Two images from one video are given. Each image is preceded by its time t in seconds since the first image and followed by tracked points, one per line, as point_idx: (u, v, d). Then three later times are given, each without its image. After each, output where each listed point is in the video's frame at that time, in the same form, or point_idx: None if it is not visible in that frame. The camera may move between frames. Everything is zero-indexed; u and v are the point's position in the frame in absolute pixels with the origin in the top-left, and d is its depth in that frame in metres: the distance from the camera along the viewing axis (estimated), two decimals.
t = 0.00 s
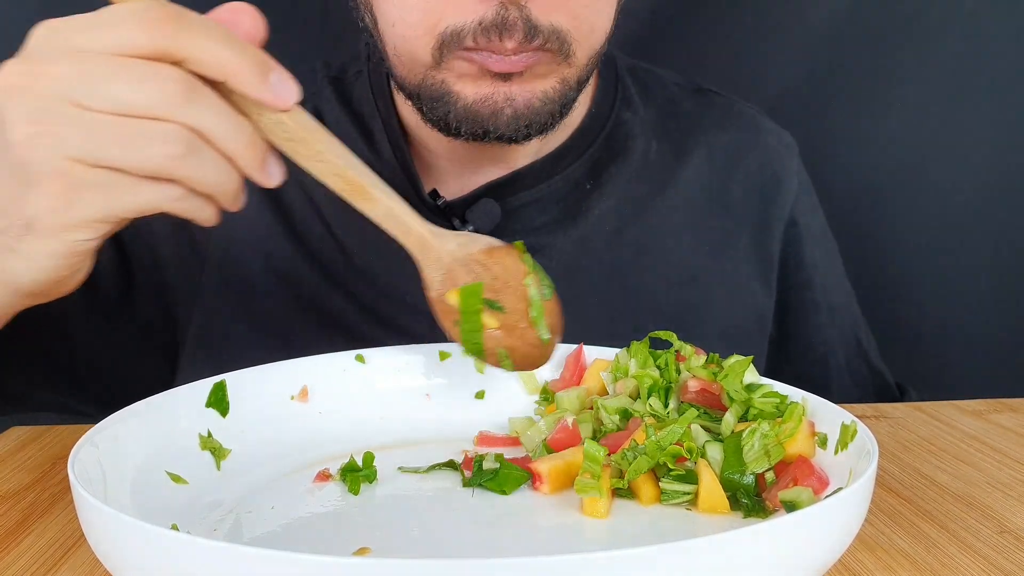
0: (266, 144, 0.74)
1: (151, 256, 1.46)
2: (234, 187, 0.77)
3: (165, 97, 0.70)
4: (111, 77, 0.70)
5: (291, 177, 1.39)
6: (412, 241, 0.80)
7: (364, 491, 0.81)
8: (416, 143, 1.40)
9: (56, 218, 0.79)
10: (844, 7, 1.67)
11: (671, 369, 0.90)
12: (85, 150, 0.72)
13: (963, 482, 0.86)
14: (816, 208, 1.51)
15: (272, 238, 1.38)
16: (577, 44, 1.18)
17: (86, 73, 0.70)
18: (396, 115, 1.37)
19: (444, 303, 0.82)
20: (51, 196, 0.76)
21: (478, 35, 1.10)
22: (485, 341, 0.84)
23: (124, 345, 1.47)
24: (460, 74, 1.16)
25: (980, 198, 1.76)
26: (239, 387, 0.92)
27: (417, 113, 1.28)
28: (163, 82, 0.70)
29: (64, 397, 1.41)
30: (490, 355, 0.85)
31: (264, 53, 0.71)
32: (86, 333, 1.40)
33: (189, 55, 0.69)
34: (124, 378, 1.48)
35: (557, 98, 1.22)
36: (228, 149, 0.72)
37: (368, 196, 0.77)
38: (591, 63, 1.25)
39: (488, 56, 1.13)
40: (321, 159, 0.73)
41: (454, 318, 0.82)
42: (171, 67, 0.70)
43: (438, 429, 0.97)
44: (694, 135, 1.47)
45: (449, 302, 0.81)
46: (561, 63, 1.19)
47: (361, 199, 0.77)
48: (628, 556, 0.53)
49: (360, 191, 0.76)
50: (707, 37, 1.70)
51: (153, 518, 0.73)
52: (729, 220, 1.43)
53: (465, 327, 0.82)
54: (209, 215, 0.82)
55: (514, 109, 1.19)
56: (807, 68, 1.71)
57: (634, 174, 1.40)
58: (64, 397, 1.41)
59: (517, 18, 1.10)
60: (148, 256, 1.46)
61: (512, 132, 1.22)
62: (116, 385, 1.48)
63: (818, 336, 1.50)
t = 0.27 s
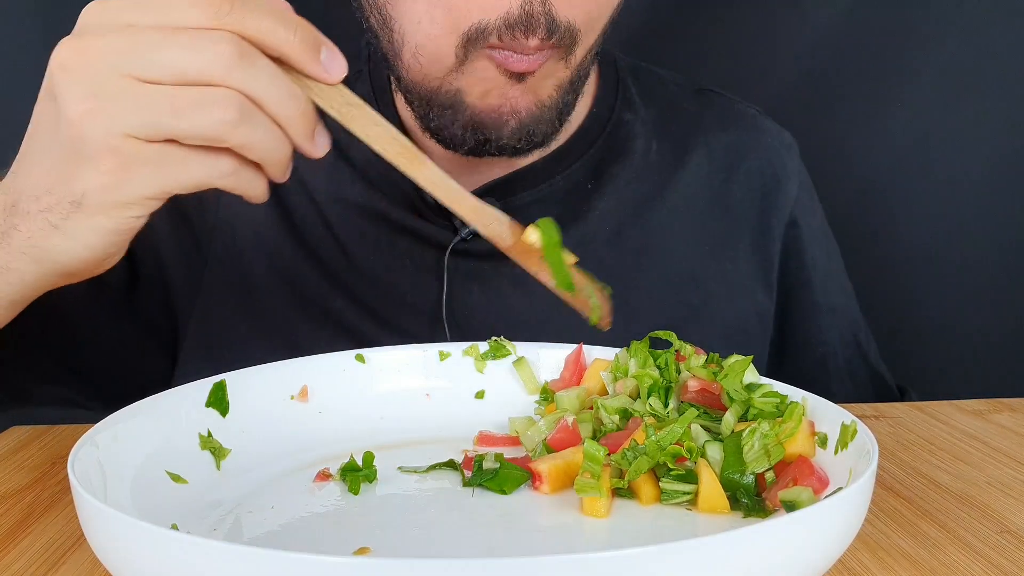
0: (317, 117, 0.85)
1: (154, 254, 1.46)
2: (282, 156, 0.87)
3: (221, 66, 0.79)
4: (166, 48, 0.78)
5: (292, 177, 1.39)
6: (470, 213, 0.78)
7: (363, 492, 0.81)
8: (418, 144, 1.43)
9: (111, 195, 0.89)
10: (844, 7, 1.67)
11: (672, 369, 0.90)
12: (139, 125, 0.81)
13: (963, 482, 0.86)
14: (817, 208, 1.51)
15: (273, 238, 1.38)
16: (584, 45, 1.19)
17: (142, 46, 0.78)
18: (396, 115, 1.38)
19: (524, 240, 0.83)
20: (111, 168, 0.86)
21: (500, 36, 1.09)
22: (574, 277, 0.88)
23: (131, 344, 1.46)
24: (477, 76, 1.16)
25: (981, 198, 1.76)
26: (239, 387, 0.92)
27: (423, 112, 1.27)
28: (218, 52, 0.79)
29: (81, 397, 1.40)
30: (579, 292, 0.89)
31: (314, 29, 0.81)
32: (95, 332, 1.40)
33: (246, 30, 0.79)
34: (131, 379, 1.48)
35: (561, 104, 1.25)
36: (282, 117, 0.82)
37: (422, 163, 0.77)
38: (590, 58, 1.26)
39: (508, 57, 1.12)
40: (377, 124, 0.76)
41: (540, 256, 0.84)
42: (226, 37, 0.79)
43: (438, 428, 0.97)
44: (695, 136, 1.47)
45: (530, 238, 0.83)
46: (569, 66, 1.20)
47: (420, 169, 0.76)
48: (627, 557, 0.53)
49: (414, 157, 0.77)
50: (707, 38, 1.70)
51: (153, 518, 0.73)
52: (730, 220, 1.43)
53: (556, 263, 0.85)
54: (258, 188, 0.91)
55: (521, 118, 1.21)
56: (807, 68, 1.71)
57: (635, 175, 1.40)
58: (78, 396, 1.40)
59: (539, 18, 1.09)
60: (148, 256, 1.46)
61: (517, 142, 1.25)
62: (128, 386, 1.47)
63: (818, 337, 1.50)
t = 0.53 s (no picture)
0: (378, 157, 0.84)
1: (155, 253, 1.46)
2: (336, 197, 0.86)
3: (283, 110, 0.78)
4: (230, 90, 0.78)
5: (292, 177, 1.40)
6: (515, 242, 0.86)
7: (363, 491, 0.81)
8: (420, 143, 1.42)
9: (159, 233, 0.88)
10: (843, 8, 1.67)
11: (671, 370, 0.91)
12: (195, 166, 0.80)
13: (963, 483, 0.86)
14: (817, 208, 1.51)
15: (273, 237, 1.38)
16: (593, 28, 1.19)
17: (205, 87, 0.77)
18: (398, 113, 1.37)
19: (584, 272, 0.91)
20: (159, 207, 0.85)
21: (500, 16, 1.10)
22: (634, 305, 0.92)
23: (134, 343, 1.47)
24: (481, 60, 1.16)
25: (981, 198, 1.76)
26: (239, 387, 0.92)
27: (433, 102, 1.27)
28: (281, 94, 0.78)
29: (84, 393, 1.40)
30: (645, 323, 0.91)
31: (373, 69, 0.81)
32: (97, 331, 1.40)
33: (311, 74, 0.78)
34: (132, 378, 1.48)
35: (574, 85, 1.23)
36: (341, 156, 0.81)
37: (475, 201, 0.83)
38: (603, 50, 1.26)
39: (510, 38, 1.13)
40: (436, 168, 0.81)
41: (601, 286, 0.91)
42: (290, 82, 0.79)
43: (438, 429, 0.97)
44: (695, 136, 1.47)
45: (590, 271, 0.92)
46: (578, 47, 1.19)
47: (473, 204, 0.83)
48: (625, 556, 0.53)
49: (469, 195, 0.83)
50: (706, 39, 1.70)
51: (152, 518, 0.73)
52: (730, 221, 1.43)
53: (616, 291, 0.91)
54: (305, 225, 0.90)
55: (533, 96, 1.19)
56: (807, 68, 1.71)
57: (635, 175, 1.40)
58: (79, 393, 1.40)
59: None
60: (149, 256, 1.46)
61: (532, 120, 1.23)
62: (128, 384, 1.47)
63: (818, 337, 1.50)
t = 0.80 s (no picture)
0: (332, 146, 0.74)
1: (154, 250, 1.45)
2: (289, 186, 0.76)
3: (231, 92, 0.69)
4: (175, 70, 0.69)
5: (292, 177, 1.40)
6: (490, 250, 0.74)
7: (363, 492, 0.81)
8: (421, 143, 1.43)
9: (107, 221, 0.81)
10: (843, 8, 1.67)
11: (667, 370, 0.91)
12: (141, 151, 0.72)
13: (963, 483, 0.86)
14: (817, 209, 1.51)
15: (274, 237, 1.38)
16: (590, 41, 1.19)
17: (150, 67, 0.69)
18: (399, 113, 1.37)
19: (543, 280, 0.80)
20: (107, 195, 0.78)
21: (502, 29, 1.11)
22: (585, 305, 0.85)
23: (131, 340, 1.46)
24: (484, 71, 1.17)
25: (981, 198, 1.76)
26: (239, 387, 0.92)
27: (435, 113, 1.28)
28: (231, 79, 0.69)
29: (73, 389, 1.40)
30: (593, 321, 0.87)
31: (337, 59, 0.72)
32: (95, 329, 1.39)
33: (260, 55, 0.69)
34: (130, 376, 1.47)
35: (573, 100, 1.24)
36: (291, 144, 0.71)
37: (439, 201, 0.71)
38: (599, 61, 1.26)
39: (512, 52, 1.13)
40: (399, 165, 0.69)
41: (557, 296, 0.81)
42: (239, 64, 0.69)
43: (438, 428, 0.97)
44: (696, 136, 1.47)
45: (546, 278, 0.80)
46: (577, 62, 1.20)
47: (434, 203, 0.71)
48: (626, 556, 0.53)
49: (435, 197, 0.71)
50: (706, 39, 1.70)
51: (153, 518, 0.73)
52: (731, 221, 1.43)
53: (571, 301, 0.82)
54: (263, 216, 0.81)
55: (534, 114, 1.21)
56: (807, 68, 1.71)
57: (635, 175, 1.40)
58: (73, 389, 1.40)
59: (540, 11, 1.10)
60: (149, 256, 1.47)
61: (532, 137, 1.24)
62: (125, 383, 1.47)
63: (818, 337, 1.50)
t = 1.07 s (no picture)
0: (428, 137, 0.81)
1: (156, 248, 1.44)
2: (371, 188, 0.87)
3: (318, 96, 0.77)
4: (262, 76, 0.77)
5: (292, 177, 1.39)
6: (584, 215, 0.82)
7: (363, 492, 0.81)
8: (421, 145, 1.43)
9: (196, 229, 0.90)
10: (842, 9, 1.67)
11: (666, 371, 0.91)
12: (226, 157, 0.81)
13: (963, 482, 0.86)
14: (817, 209, 1.50)
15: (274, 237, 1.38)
16: (590, 20, 1.22)
17: (235, 72, 0.77)
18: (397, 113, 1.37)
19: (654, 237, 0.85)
20: (195, 200, 0.87)
21: (497, 9, 1.13)
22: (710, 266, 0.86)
23: (133, 339, 1.45)
24: (480, 52, 1.19)
25: (981, 198, 1.75)
26: (239, 387, 0.92)
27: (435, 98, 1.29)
28: (320, 83, 0.77)
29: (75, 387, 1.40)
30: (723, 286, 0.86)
31: (416, 48, 0.79)
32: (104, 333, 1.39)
33: (347, 56, 0.77)
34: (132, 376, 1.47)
35: (574, 76, 1.25)
36: (391, 142, 0.79)
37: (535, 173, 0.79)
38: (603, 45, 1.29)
39: (507, 28, 1.16)
40: (487, 141, 0.77)
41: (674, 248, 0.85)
42: (329, 67, 0.77)
43: (437, 429, 0.97)
44: (696, 136, 1.47)
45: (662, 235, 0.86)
46: (575, 38, 1.22)
47: (524, 174, 0.79)
48: (625, 556, 0.53)
49: (527, 169, 0.79)
50: (706, 39, 1.70)
51: (153, 518, 0.73)
52: (730, 221, 1.43)
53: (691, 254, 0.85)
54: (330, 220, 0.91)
55: (532, 85, 1.22)
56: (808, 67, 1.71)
57: (635, 175, 1.40)
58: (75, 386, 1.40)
59: None
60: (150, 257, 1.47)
61: (533, 114, 1.26)
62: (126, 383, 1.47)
63: (818, 337, 1.50)
